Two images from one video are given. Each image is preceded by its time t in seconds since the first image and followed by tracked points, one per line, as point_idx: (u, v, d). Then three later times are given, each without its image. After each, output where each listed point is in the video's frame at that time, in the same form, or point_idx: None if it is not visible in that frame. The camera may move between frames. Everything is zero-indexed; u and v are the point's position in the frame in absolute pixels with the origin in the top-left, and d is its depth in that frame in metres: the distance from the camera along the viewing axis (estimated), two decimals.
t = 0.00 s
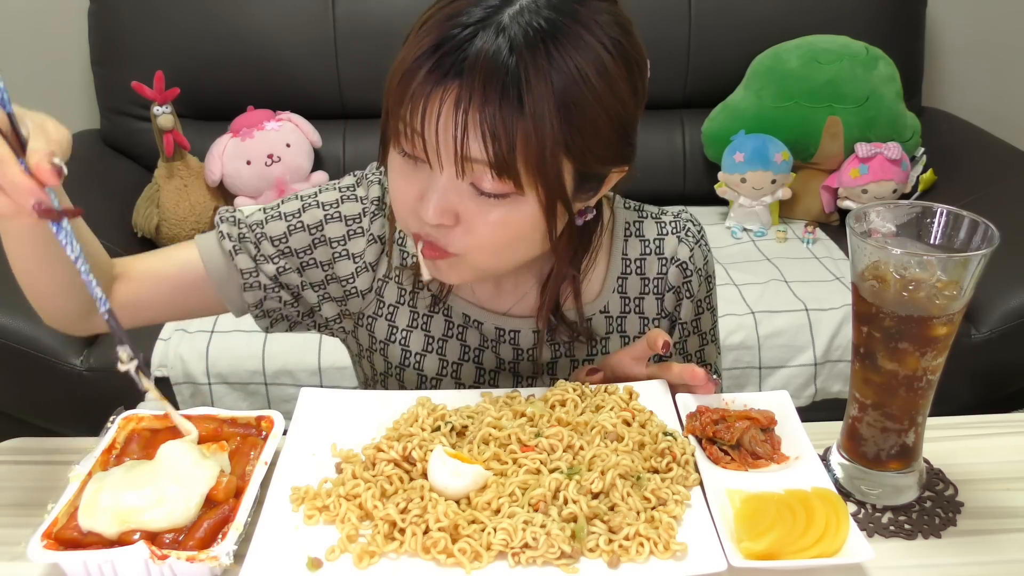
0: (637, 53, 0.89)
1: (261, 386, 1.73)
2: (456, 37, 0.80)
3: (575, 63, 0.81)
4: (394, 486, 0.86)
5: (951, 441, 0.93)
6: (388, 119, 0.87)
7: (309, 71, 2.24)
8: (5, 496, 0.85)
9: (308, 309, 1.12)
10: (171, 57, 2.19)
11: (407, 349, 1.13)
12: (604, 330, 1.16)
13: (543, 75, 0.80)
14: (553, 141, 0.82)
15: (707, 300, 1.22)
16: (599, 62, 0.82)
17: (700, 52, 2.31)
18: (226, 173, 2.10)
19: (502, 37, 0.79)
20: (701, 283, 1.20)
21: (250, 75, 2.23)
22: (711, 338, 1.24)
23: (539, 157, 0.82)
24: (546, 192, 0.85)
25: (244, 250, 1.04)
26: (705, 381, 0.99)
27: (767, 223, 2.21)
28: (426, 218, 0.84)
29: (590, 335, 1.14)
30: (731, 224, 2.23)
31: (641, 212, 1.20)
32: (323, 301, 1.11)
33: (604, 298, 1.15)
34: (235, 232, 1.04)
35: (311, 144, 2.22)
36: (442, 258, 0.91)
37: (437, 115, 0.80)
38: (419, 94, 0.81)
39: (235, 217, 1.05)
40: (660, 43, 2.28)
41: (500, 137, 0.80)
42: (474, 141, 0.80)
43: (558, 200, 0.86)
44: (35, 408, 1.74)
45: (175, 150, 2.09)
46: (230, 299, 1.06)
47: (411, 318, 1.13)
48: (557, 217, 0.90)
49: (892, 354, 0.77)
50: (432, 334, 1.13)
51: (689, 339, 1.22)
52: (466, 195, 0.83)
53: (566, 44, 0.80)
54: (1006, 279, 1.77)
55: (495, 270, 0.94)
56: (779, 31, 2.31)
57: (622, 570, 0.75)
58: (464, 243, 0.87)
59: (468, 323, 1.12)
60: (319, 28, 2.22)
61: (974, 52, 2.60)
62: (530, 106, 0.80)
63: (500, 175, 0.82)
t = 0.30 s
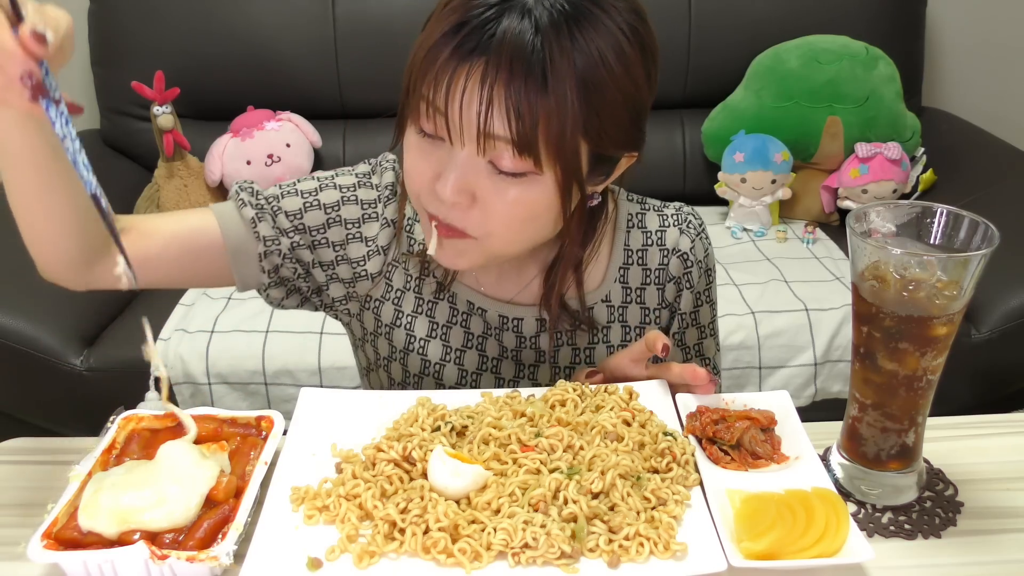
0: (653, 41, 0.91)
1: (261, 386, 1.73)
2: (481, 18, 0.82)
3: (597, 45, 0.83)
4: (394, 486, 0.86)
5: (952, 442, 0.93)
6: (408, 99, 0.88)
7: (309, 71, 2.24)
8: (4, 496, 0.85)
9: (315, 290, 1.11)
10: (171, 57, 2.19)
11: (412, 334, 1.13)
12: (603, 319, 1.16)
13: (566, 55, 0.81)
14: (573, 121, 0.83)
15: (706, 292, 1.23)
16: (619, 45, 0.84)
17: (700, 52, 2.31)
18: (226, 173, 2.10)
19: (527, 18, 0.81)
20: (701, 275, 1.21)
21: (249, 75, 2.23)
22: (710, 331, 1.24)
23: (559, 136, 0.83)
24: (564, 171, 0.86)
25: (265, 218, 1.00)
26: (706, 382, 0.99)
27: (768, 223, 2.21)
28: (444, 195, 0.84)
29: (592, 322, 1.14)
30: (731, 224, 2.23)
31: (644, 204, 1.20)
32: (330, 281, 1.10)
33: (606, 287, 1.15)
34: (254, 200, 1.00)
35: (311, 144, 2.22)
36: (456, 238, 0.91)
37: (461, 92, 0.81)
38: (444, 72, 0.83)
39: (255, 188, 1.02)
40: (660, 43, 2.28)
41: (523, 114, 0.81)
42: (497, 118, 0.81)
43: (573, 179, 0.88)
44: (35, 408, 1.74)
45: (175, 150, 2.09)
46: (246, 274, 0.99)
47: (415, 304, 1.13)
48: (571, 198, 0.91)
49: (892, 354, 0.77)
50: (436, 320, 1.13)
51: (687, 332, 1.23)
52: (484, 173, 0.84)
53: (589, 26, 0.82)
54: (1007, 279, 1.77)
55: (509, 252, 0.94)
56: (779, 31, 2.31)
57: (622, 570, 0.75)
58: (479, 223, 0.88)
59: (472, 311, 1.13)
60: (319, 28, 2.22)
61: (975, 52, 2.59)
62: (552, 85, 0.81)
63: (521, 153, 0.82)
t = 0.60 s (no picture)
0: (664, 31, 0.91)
1: (261, 386, 1.73)
2: (498, 7, 0.83)
3: (612, 34, 0.83)
4: (394, 486, 0.86)
5: (951, 442, 0.93)
6: (424, 87, 0.88)
7: (309, 71, 2.24)
8: (4, 497, 0.85)
9: (325, 275, 1.12)
10: (171, 58, 2.19)
11: (418, 322, 1.13)
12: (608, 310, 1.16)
13: (583, 43, 0.82)
14: (589, 109, 0.84)
15: (710, 289, 1.22)
16: (633, 35, 0.85)
17: (700, 52, 2.31)
18: (226, 173, 2.10)
19: (544, 8, 0.82)
20: (705, 271, 1.21)
21: (249, 75, 2.23)
22: (712, 328, 1.24)
23: (577, 123, 0.84)
24: (579, 158, 0.86)
25: (278, 200, 1.03)
26: (705, 383, 0.99)
27: (768, 223, 2.21)
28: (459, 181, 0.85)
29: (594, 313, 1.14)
30: (731, 224, 2.23)
31: (650, 200, 1.20)
32: (340, 267, 1.11)
33: (609, 280, 1.15)
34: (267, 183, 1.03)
35: (311, 144, 2.22)
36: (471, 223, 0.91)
37: (479, 79, 0.81)
38: (461, 60, 0.83)
39: (268, 171, 1.05)
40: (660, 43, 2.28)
41: (541, 101, 0.81)
42: (515, 105, 0.81)
43: (587, 166, 0.88)
44: (34, 408, 1.74)
45: (175, 150, 2.09)
46: (257, 255, 1.03)
47: (422, 293, 1.13)
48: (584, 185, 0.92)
49: (892, 354, 0.77)
50: (442, 309, 1.13)
51: (688, 328, 1.23)
52: (501, 159, 0.84)
53: (605, 16, 0.83)
54: (1007, 279, 1.77)
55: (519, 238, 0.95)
56: (780, 31, 2.31)
57: (622, 570, 0.75)
58: (493, 208, 0.88)
59: (478, 301, 1.12)
60: (319, 28, 2.22)
61: (975, 52, 2.59)
62: (569, 73, 0.82)
63: (538, 139, 0.83)
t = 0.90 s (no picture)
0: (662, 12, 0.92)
1: (261, 387, 1.73)
2: None
3: (609, 15, 0.83)
4: (394, 486, 0.86)
5: (951, 442, 0.93)
6: (428, 78, 0.89)
7: (308, 71, 2.24)
8: (4, 496, 0.85)
9: (333, 274, 1.12)
10: (171, 58, 2.19)
11: (426, 316, 1.13)
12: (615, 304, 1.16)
13: (579, 25, 0.82)
14: (589, 89, 0.84)
15: (716, 284, 1.21)
16: (630, 15, 0.85)
17: (700, 52, 2.31)
18: (226, 173, 2.10)
19: None
20: (712, 266, 1.20)
21: (249, 75, 2.23)
22: (717, 324, 1.23)
23: (577, 103, 0.84)
24: (581, 138, 0.87)
25: (280, 208, 1.04)
26: (705, 383, 0.99)
27: (768, 223, 2.21)
28: (464, 168, 0.85)
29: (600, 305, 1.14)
30: (731, 224, 2.23)
31: (657, 195, 1.20)
32: (349, 266, 1.12)
33: (616, 274, 1.15)
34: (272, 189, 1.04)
35: (311, 144, 2.22)
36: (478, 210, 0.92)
37: (478, 65, 0.82)
38: (461, 48, 0.84)
39: (273, 176, 1.06)
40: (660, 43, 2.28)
41: (540, 82, 0.82)
42: (515, 88, 0.82)
43: (590, 148, 0.89)
44: (34, 408, 1.74)
45: (175, 150, 2.09)
46: (262, 257, 1.05)
47: (430, 287, 1.13)
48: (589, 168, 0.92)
49: (892, 353, 0.77)
50: (450, 303, 1.13)
51: (693, 324, 1.22)
52: (504, 144, 0.85)
53: None
54: (1007, 279, 1.77)
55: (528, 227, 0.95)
56: (780, 32, 2.31)
57: (622, 570, 0.75)
58: (499, 195, 0.89)
59: (485, 295, 1.13)
60: (320, 28, 2.22)
61: (975, 51, 2.59)
62: (567, 53, 0.82)
63: (538, 121, 0.84)
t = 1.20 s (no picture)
0: None
1: (261, 386, 1.73)
2: None
3: None
4: (394, 486, 0.86)
5: (951, 442, 0.93)
6: (419, 56, 0.91)
7: (309, 72, 2.24)
8: (4, 496, 0.85)
9: (339, 269, 1.13)
10: (171, 58, 2.19)
11: (429, 305, 1.14)
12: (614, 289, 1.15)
13: None
14: (573, 50, 0.86)
15: (713, 271, 1.21)
16: None
17: (700, 52, 2.31)
18: (226, 173, 2.10)
19: None
20: (708, 252, 1.20)
21: (249, 76, 2.23)
22: (714, 311, 1.22)
23: (561, 65, 0.86)
24: (568, 101, 0.88)
25: (285, 206, 1.05)
26: (705, 383, 0.99)
27: (768, 223, 2.21)
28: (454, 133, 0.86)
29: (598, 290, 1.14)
30: (731, 224, 2.23)
31: (654, 184, 1.20)
32: (354, 260, 1.12)
33: (615, 259, 1.15)
34: (276, 188, 1.05)
35: (311, 144, 2.22)
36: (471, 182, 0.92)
37: (464, 30, 0.84)
38: (448, 17, 0.86)
39: (277, 176, 1.07)
40: (660, 43, 2.29)
41: (524, 42, 0.83)
42: (500, 50, 0.83)
43: (577, 114, 0.89)
44: (33, 408, 1.74)
45: (175, 150, 2.10)
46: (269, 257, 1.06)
47: (433, 276, 1.14)
48: (579, 137, 0.92)
49: (892, 354, 0.77)
50: (452, 291, 1.14)
51: (691, 311, 1.21)
52: (492, 108, 0.86)
53: None
54: (1007, 279, 1.77)
55: (522, 200, 0.95)
56: (779, 32, 2.31)
57: (622, 570, 0.75)
58: (491, 164, 0.89)
59: (487, 282, 1.13)
60: (320, 28, 2.22)
61: (975, 51, 2.59)
62: (549, 15, 0.84)
63: (525, 82, 0.85)
